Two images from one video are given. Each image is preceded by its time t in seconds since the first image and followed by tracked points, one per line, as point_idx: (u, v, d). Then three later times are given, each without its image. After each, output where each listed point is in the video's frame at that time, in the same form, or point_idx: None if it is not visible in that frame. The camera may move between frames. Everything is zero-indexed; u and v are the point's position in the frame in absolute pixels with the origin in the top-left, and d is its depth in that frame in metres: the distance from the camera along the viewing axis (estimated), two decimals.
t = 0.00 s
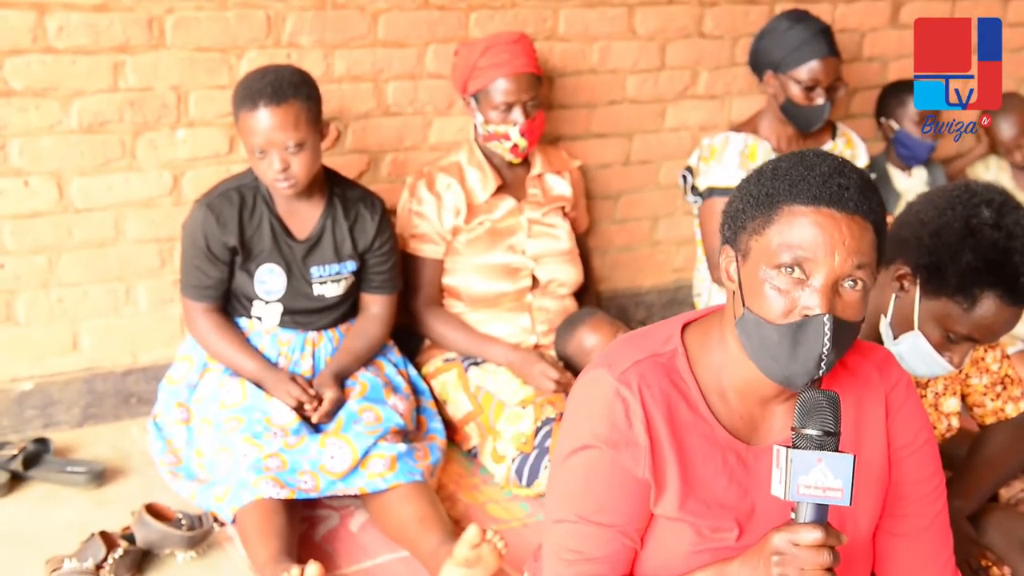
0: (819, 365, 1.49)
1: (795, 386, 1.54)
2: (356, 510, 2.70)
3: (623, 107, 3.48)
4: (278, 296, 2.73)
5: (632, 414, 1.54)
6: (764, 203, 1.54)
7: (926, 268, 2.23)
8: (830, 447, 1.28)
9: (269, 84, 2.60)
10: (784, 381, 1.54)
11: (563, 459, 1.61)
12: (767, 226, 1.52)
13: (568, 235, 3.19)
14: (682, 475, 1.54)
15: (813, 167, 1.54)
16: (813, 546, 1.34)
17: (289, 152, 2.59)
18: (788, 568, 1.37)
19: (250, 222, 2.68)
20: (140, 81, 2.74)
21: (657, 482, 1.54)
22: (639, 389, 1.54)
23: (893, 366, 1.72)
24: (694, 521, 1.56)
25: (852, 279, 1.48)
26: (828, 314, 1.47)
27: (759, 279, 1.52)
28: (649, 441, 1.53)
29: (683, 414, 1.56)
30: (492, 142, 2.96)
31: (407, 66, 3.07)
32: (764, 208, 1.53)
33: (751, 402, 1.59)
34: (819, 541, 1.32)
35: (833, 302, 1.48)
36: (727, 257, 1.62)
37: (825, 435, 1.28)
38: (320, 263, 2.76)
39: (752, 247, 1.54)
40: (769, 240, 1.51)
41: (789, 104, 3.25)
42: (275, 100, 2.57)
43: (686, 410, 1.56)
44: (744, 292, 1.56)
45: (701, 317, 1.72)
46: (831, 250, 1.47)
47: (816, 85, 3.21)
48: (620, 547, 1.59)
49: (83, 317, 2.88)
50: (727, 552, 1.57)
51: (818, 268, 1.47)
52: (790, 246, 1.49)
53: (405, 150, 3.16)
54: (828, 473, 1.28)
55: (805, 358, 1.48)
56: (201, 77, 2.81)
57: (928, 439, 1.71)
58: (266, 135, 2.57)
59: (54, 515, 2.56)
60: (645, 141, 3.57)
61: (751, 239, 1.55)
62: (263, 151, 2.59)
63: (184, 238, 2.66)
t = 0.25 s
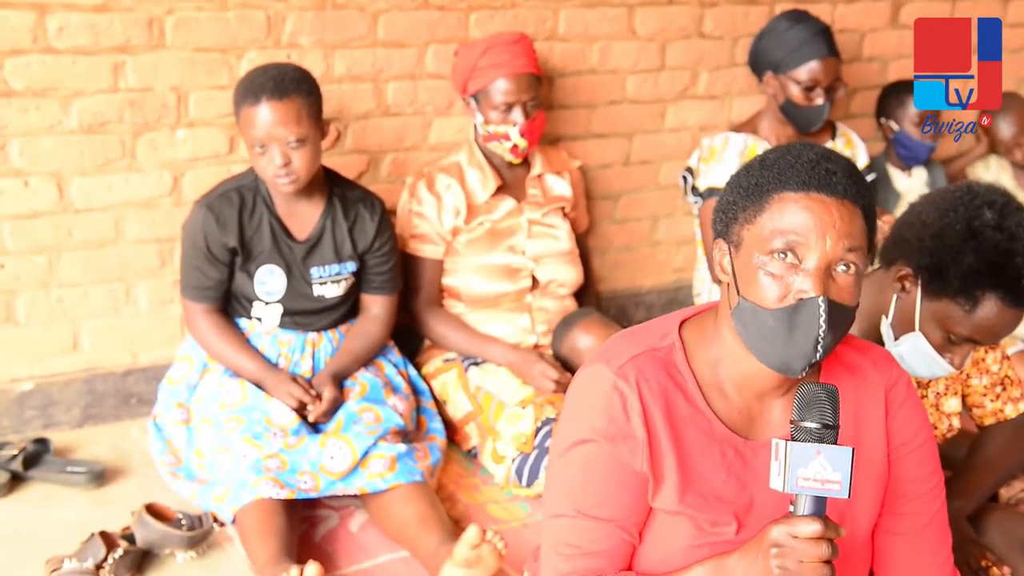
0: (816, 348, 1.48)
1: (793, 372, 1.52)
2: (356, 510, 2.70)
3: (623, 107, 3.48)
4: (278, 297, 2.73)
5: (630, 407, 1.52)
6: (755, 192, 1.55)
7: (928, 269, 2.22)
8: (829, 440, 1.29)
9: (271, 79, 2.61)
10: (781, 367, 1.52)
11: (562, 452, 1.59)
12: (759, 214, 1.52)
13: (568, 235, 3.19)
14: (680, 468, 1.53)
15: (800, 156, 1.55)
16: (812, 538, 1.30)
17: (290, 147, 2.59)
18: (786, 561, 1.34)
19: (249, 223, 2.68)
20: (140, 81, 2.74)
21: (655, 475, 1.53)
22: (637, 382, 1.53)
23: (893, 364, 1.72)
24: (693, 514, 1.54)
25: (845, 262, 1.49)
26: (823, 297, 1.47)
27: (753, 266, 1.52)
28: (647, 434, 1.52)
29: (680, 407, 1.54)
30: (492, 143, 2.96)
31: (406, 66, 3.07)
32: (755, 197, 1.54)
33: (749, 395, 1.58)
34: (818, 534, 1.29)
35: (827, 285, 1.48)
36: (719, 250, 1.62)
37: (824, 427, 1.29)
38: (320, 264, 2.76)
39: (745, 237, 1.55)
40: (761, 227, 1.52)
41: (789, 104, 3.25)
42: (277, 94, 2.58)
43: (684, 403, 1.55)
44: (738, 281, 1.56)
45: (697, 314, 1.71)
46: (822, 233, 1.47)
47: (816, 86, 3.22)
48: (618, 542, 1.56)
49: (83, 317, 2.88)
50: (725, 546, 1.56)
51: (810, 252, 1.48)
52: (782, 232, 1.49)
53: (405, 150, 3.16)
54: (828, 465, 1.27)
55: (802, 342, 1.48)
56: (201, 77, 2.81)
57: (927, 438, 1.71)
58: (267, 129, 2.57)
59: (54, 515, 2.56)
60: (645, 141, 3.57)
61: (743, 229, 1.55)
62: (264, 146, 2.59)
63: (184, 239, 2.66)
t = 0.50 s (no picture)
0: (813, 332, 1.47)
1: (791, 358, 1.51)
2: (356, 510, 2.70)
3: (623, 107, 3.48)
4: (278, 297, 2.73)
5: (627, 406, 1.52)
6: (744, 185, 1.56)
7: (927, 269, 2.22)
8: (827, 435, 1.27)
9: (277, 72, 2.61)
10: (779, 354, 1.52)
11: (561, 452, 1.59)
12: (749, 205, 1.53)
13: (568, 236, 3.19)
14: (679, 465, 1.52)
15: (785, 147, 1.57)
16: (810, 534, 1.30)
17: (293, 140, 2.58)
18: (784, 556, 1.33)
19: (250, 224, 2.68)
20: (140, 81, 2.74)
21: (654, 473, 1.52)
22: (635, 381, 1.53)
23: (892, 362, 1.71)
24: (692, 512, 1.53)
25: (837, 246, 1.49)
26: (818, 280, 1.47)
27: (747, 256, 1.52)
28: (645, 432, 1.51)
29: (678, 405, 1.54)
30: (491, 143, 2.96)
31: (406, 66, 3.07)
32: (744, 189, 1.55)
33: (747, 392, 1.57)
34: (815, 529, 1.28)
35: (821, 270, 1.48)
36: (711, 247, 1.62)
37: (821, 423, 1.26)
38: (320, 264, 2.76)
39: (737, 229, 1.55)
40: (752, 217, 1.52)
41: (790, 104, 3.26)
42: (283, 87, 2.58)
43: (682, 401, 1.54)
44: (732, 273, 1.55)
45: (694, 312, 1.70)
46: (813, 218, 1.48)
47: (817, 86, 3.22)
48: (617, 541, 1.55)
49: (84, 317, 2.88)
50: (724, 544, 1.54)
51: (803, 237, 1.48)
52: (774, 220, 1.50)
53: (406, 150, 3.16)
54: (825, 461, 1.25)
55: (799, 326, 1.47)
56: (201, 77, 2.81)
57: (926, 437, 1.71)
58: (271, 122, 2.57)
59: (54, 516, 2.56)
60: (645, 141, 3.57)
61: (735, 221, 1.55)
62: (267, 138, 2.59)
63: (184, 239, 2.65)
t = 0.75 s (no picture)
0: (808, 321, 1.47)
1: (787, 349, 1.51)
2: (356, 510, 2.70)
3: (623, 107, 3.48)
4: (279, 297, 2.72)
5: (623, 404, 1.52)
6: (733, 179, 1.55)
7: (927, 270, 2.22)
8: (822, 432, 1.27)
9: (283, 69, 2.61)
10: (774, 345, 1.51)
11: (557, 451, 1.59)
12: (739, 199, 1.53)
13: (568, 236, 3.19)
14: (675, 462, 1.52)
15: (773, 141, 1.56)
16: (805, 530, 1.26)
17: (297, 137, 2.58)
18: (779, 552, 1.29)
19: (251, 224, 2.68)
20: (140, 82, 2.74)
21: (650, 470, 1.52)
22: (630, 379, 1.53)
23: (890, 360, 1.71)
24: (690, 509, 1.53)
25: (828, 238, 1.49)
26: (810, 270, 1.47)
27: (738, 250, 1.52)
28: (640, 430, 1.51)
29: (675, 403, 1.54)
30: (491, 144, 2.96)
31: (406, 66, 3.07)
32: (734, 183, 1.55)
33: (744, 389, 1.57)
34: (811, 525, 1.25)
35: (813, 261, 1.48)
36: (704, 243, 1.62)
37: (816, 419, 1.27)
38: (321, 264, 2.76)
39: (728, 224, 1.55)
40: (742, 212, 1.52)
41: (790, 104, 3.26)
42: (289, 83, 2.58)
43: (679, 399, 1.54)
44: (724, 267, 1.55)
45: (689, 311, 1.70)
46: (803, 210, 1.48)
47: (817, 87, 3.22)
48: (615, 539, 1.55)
49: (83, 317, 2.88)
50: (722, 540, 1.54)
51: (793, 229, 1.48)
52: (764, 213, 1.49)
53: (406, 150, 3.16)
54: (820, 457, 1.24)
55: (793, 315, 1.47)
56: (201, 77, 2.81)
57: (923, 434, 1.70)
58: (276, 118, 2.57)
59: (54, 516, 2.56)
60: (645, 141, 3.57)
61: (726, 216, 1.55)
62: (271, 134, 2.58)
63: (185, 239, 2.65)
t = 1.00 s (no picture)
0: (797, 322, 1.47)
1: (776, 349, 1.51)
2: (356, 510, 2.70)
3: (623, 107, 3.48)
4: (280, 297, 2.72)
5: (616, 401, 1.52)
6: (724, 177, 1.55)
7: (930, 270, 2.22)
8: (813, 427, 1.27)
9: (286, 67, 2.62)
10: (764, 346, 1.51)
11: (551, 449, 1.59)
12: (730, 197, 1.53)
13: (567, 236, 3.19)
14: (670, 459, 1.52)
15: (763, 139, 1.57)
16: (797, 524, 1.26)
17: (300, 134, 2.58)
18: (771, 547, 1.29)
19: (252, 223, 2.68)
20: (140, 82, 2.74)
21: (644, 467, 1.52)
22: (624, 377, 1.53)
23: (884, 355, 1.71)
24: (686, 505, 1.53)
25: (818, 235, 1.49)
26: (799, 269, 1.47)
27: (729, 248, 1.52)
28: (634, 427, 1.51)
29: (669, 399, 1.54)
30: (490, 144, 2.96)
31: (406, 66, 3.07)
32: (724, 181, 1.55)
33: (739, 386, 1.57)
34: (802, 519, 1.25)
35: (802, 260, 1.48)
36: (696, 241, 1.62)
37: (807, 414, 1.27)
38: (322, 264, 2.75)
39: (719, 221, 1.55)
40: (733, 210, 1.52)
41: (791, 105, 3.26)
42: (292, 81, 2.58)
43: (672, 395, 1.54)
44: (715, 266, 1.55)
45: (683, 309, 1.70)
46: (793, 208, 1.47)
47: (817, 87, 3.23)
48: (610, 536, 1.55)
49: (84, 317, 2.88)
50: (718, 536, 1.54)
51: (783, 227, 1.48)
52: (754, 211, 1.49)
53: (406, 150, 3.16)
54: (811, 451, 1.24)
55: (782, 316, 1.46)
56: (201, 77, 2.81)
57: (919, 428, 1.70)
58: (278, 116, 2.57)
59: (54, 516, 2.56)
60: (645, 141, 3.57)
61: (717, 214, 1.55)
62: (273, 131, 2.58)
63: (186, 239, 2.64)
